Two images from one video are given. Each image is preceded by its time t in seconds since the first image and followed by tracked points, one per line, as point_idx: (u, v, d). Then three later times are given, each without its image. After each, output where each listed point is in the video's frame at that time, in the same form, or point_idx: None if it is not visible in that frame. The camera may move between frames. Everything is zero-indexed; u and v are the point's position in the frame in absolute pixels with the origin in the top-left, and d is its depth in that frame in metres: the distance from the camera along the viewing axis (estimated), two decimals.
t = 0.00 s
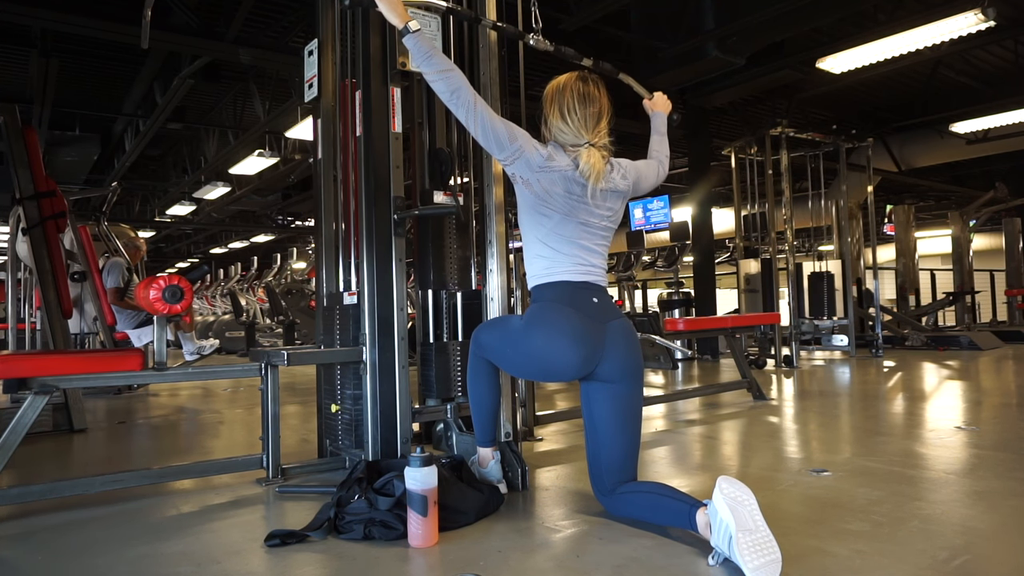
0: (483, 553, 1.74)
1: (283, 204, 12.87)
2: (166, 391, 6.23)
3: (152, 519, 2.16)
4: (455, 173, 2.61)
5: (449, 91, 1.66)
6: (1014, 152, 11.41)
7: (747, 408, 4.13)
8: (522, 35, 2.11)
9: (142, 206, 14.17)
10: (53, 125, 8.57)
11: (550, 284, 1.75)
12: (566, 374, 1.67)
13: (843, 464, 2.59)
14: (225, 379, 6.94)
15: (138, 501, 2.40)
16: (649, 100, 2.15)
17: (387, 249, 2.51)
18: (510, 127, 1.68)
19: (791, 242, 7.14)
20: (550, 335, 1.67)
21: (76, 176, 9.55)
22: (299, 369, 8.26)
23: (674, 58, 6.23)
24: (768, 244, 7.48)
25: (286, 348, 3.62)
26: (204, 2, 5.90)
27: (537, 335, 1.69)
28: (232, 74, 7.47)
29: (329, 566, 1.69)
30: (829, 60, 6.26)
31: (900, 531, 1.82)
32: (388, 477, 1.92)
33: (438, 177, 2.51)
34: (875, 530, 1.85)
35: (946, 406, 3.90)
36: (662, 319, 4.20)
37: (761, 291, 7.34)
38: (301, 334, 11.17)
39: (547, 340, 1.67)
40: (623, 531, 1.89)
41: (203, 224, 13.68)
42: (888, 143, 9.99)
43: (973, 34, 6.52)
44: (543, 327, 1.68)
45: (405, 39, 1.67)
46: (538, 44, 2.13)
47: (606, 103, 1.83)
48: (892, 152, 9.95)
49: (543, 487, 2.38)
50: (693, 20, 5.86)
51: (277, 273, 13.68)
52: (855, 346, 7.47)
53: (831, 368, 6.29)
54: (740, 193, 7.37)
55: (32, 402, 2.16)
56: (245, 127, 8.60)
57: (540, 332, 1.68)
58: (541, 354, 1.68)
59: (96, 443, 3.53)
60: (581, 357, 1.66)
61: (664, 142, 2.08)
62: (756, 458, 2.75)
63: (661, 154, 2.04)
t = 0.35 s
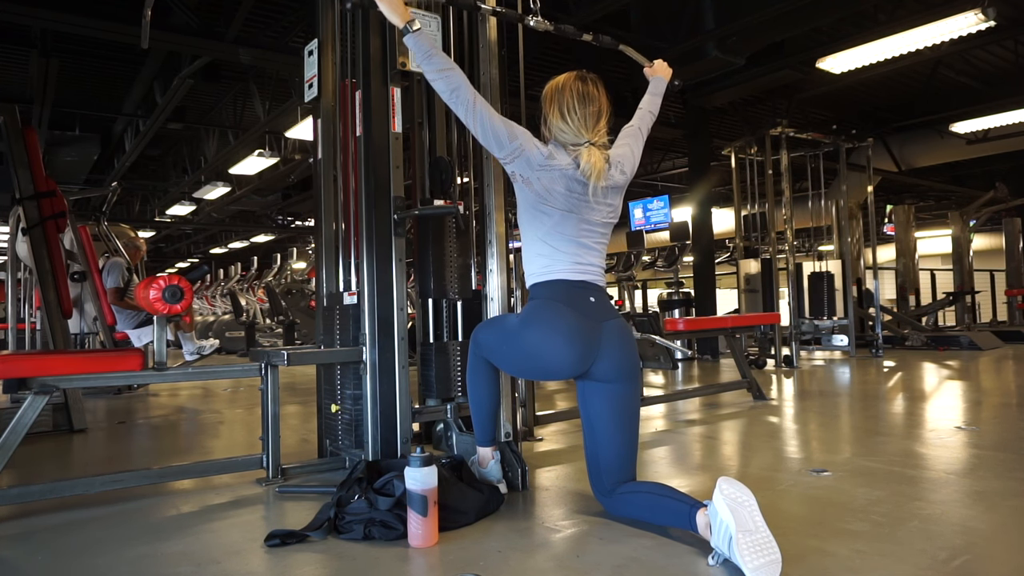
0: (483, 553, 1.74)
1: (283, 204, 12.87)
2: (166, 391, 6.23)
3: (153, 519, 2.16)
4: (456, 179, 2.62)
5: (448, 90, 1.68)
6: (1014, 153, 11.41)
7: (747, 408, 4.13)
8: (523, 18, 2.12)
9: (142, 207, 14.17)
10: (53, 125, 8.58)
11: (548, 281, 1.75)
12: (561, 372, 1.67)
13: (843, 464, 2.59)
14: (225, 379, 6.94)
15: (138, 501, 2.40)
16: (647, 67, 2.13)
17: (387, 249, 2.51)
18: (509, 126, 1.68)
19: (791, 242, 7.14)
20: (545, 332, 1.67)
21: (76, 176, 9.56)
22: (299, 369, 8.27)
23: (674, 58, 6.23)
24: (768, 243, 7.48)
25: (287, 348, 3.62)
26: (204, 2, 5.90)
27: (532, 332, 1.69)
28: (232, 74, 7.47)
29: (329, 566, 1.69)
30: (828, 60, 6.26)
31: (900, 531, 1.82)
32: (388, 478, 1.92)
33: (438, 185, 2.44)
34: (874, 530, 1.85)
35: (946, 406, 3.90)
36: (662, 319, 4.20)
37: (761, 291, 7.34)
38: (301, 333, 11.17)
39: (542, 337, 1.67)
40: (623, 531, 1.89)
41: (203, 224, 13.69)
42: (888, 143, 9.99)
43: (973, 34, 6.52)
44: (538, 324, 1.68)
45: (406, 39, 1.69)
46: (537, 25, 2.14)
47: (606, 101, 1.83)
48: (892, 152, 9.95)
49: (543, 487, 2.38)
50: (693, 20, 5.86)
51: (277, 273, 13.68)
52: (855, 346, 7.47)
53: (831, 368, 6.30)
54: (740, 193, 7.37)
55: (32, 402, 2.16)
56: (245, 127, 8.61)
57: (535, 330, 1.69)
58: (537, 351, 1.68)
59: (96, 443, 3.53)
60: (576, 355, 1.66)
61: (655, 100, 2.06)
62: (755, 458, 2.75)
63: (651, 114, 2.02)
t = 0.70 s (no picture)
0: (483, 553, 1.74)
1: (283, 204, 12.88)
2: (166, 391, 6.23)
3: (153, 519, 2.16)
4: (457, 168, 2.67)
5: (445, 206, 1.58)
6: (1014, 153, 11.41)
7: (747, 408, 4.13)
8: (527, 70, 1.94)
9: (142, 206, 14.17)
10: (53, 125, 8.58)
11: (550, 282, 1.76)
12: (561, 372, 1.68)
13: (843, 464, 2.59)
14: (225, 379, 6.94)
15: (138, 501, 2.40)
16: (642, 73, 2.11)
17: (387, 249, 2.51)
18: (513, 184, 1.63)
19: (791, 242, 7.14)
20: (544, 331, 1.67)
21: (76, 176, 9.56)
22: (299, 369, 8.27)
23: (674, 58, 6.23)
24: (768, 243, 7.48)
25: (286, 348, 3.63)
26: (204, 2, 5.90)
27: (532, 331, 1.69)
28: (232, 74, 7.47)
29: (329, 566, 1.68)
30: (828, 61, 6.26)
31: (900, 531, 1.82)
32: (388, 477, 1.92)
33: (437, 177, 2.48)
34: (875, 530, 1.85)
35: (946, 406, 3.90)
36: (663, 319, 4.20)
37: (761, 291, 7.34)
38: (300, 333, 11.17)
39: (542, 337, 1.67)
40: (623, 532, 1.89)
41: (203, 224, 13.68)
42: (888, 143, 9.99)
43: (973, 34, 6.52)
44: (538, 323, 1.68)
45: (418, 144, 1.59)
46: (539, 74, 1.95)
47: (612, 98, 1.83)
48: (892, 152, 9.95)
49: (543, 487, 2.38)
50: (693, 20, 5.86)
51: (277, 273, 13.68)
52: (855, 346, 7.47)
53: (831, 368, 6.30)
54: (740, 193, 7.37)
55: (32, 402, 2.16)
56: (245, 128, 8.61)
57: (535, 329, 1.68)
58: (536, 351, 1.69)
59: (97, 443, 3.53)
60: (576, 355, 1.66)
61: (655, 102, 2.06)
62: (756, 458, 2.75)
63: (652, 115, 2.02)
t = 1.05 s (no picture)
0: (483, 553, 1.74)
1: (283, 204, 12.88)
2: (166, 391, 6.23)
3: (153, 520, 2.16)
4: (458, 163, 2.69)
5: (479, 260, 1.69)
6: (1014, 153, 11.41)
7: (747, 408, 4.13)
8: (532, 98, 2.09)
9: (142, 206, 14.17)
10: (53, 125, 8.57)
11: (551, 282, 1.75)
12: (560, 371, 1.68)
13: (843, 464, 2.59)
14: (225, 379, 6.94)
15: (138, 501, 2.40)
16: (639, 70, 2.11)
17: (387, 249, 2.51)
18: (527, 217, 1.66)
19: (791, 242, 7.14)
20: (545, 331, 1.67)
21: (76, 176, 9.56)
22: (299, 369, 8.27)
23: (674, 58, 6.22)
24: (768, 244, 7.48)
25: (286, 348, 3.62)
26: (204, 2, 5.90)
27: (532, 332, 1.69)
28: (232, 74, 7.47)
29: (329, 566, 1.68)
30: (829, 61, 6.26)
31: (900, 531, 1.82)
32: (388, 477, 1.92)
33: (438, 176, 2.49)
34: (875, 530, 1.85)
35: (946, 405, 3.90)
36: (663, 319, 4.20)
37: (762, 291, 7.34)
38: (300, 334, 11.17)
39: (542, 337, 1.67)
40: (624, 532, 1.89)
41: (203, 224, 13.68)
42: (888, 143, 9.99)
43: (973, 34, 6.52)
44: (538, 323, 1.68)
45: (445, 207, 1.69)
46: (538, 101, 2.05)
47: (614, 98, 1.83)
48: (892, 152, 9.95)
49: (543, 487, 2.38)
50: (693, 20, 5.86)
51: (277, 273, 13.68)
52: (855, 346, 7.47)
53: (831, 368, 6.30)
54: (740, 193, 7.37)
55: (33, 402, 2.16)
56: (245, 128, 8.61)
57: (535, 329, 1.68)
58: (537, 351, 1.69)
59: (97, 443, 3.53)
60: (575, 354, 1.66)
61: (652, 100, 2.06)
62: (756, 458, 2.75)
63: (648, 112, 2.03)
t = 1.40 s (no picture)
0: (483, 553, 1.74)
1: (283, 204, 12.88)
2: (166, 391, 6.23)
3: (153, 520, 2.16)
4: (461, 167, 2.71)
5: (444, 185, 1.60)
6: (1014, 153, 11.42)
7: (747, 408, 4.13)
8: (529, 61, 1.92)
9: (142, 206, 14.17)
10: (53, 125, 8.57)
11: (551, 282, 1.75)
12: (561, 372, 1.68)
13: (843, 464, 2.59)
14: (225, 379, 6.95)
15: (138, 501, 2.40)
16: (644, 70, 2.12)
17: (387, 249, 2.51)
18: (513, 179, 1.63)
19: (791, 242, 7.14)
20: (545, 333, 1.67)
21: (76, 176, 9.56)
22: (299, 369, 8.27)
23: (674, 58, 6.22)
24: (768, 244, 7.47)
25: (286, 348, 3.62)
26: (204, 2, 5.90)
27: (532, 332, 1.69)
28: (232, 74, 7.48)
29: (329, 566, 1.68)
30: (829, 61, 6.26)
31: (899, 531, 1.82)
32: (388, 477, 1.92)
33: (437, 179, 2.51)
34: (874, 530, 1.85)
35: (946, 405, 3.90)
36: (663, 319, 4.20)
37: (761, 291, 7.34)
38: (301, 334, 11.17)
39: (543, 339, 1.67)
40: (623, 531, 1.89)
41: (203, 224, 13.68)
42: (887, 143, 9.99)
43: (973, 34, 6.53)
44: (539, 324, 1.68)
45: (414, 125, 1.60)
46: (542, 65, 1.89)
47: (613, 98, 1.83)
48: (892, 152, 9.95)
49: (543, 487, 2.38)
50: (693, 20, 5.86)
51: (277, 273, 13.68)
52: (855, 346, 7.47)
53: (831, 368, 6.30)
54: (740, 193, 7.37)
55: (33, 402, 2.16)
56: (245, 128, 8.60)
57: (535, 330, 1.68)
58: (537, 352, 1.69)
59: (97, 443, 3.53)
60: (576, 355, 1.66)
61: (654, 102, 2.06)
62: (756, 458, 2.75)
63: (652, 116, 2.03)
